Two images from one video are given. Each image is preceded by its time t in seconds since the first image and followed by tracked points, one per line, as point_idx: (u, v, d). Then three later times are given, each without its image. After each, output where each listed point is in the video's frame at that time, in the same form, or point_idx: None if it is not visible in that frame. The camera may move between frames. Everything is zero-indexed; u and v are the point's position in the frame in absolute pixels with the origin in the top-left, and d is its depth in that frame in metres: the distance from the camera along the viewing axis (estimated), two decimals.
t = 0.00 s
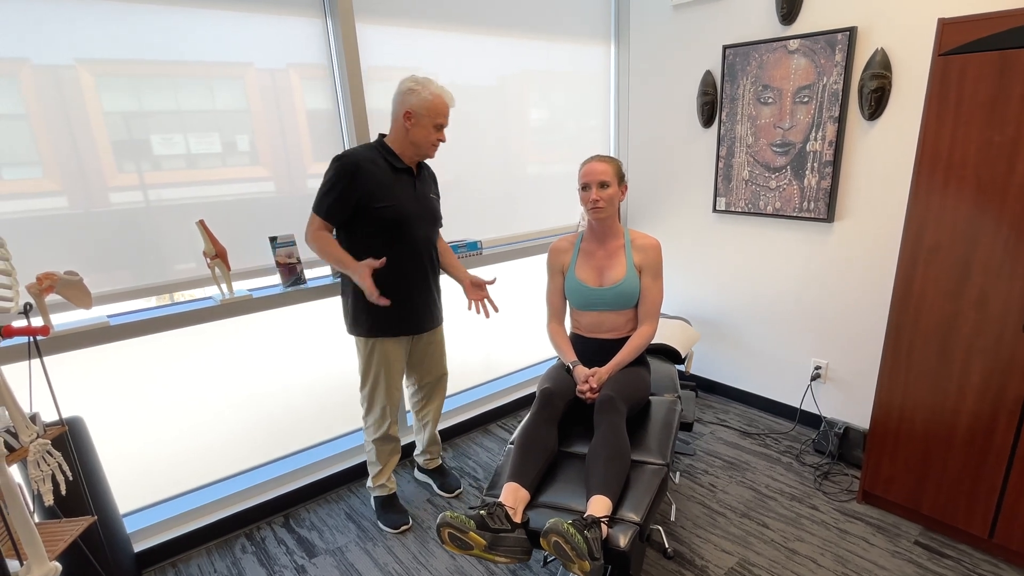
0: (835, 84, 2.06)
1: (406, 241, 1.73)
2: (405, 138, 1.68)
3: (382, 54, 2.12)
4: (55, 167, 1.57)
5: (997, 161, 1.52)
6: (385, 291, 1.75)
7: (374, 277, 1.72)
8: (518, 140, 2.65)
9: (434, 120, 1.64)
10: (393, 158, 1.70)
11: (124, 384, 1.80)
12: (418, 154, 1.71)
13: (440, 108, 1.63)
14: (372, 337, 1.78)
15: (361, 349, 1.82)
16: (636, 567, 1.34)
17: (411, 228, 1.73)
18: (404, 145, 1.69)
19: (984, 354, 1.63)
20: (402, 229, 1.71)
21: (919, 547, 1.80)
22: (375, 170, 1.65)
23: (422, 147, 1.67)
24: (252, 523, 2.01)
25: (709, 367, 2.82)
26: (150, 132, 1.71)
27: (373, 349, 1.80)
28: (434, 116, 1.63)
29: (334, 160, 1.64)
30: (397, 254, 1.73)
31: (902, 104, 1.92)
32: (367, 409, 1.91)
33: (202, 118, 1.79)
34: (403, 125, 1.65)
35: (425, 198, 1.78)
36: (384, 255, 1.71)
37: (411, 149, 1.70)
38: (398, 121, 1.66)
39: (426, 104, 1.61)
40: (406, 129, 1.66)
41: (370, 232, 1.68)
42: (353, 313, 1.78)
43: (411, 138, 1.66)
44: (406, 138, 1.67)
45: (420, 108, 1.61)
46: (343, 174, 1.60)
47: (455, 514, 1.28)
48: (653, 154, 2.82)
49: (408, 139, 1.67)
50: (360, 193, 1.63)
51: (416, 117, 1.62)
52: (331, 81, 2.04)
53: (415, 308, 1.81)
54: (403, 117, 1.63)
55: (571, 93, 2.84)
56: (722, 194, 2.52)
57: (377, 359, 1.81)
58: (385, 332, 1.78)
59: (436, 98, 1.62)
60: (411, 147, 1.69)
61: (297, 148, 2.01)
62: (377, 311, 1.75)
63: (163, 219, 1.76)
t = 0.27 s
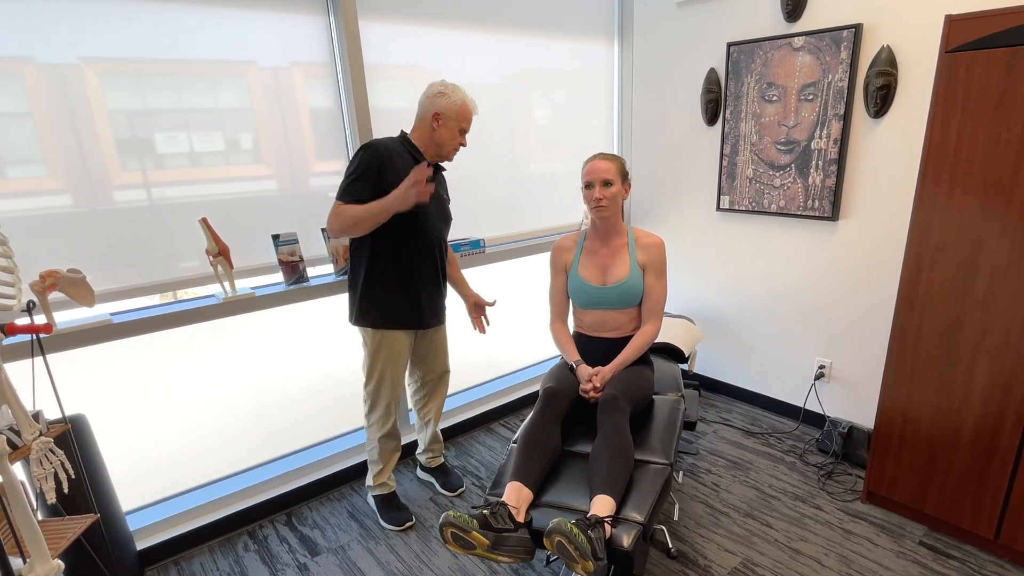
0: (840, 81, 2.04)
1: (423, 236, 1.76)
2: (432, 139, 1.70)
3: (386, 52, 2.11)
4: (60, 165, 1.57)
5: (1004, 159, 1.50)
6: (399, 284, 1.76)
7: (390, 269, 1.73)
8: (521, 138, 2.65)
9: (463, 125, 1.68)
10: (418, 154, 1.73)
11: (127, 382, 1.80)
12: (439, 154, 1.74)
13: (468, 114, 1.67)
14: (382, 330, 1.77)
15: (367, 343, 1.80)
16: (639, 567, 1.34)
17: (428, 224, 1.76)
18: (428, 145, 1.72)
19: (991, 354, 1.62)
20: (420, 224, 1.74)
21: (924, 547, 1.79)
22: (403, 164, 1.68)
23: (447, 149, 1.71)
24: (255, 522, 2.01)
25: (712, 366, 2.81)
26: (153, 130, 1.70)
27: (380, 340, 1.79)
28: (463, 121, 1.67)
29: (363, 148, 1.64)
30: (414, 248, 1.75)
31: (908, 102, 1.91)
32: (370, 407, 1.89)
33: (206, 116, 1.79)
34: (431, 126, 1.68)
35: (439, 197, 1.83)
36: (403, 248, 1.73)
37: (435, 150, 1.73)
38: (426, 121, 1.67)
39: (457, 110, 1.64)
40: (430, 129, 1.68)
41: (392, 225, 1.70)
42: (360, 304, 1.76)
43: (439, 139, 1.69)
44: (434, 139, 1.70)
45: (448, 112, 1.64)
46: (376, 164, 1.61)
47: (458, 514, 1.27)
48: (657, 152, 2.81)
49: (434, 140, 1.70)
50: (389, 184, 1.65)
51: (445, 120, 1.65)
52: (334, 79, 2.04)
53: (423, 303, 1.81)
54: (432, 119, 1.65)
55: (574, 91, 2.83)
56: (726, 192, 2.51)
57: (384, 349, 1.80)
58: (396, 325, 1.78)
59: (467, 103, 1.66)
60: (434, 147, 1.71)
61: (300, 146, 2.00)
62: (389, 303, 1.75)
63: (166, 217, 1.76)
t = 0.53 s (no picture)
0: (849, 77, 2.03)
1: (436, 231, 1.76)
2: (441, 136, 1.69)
3: (391, 50, 2.11)
4: (67, 163, 1.57)
5: (1017, 155, 1.49)
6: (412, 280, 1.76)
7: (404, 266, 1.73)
8: (526, 136, 2.64)
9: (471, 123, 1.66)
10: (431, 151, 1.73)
11: (134, 379, 1.80)
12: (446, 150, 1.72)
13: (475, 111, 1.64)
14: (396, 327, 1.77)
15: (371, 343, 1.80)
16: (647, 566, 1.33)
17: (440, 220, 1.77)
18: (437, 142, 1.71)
19: (1003, 353, 1.60)
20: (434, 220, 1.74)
21: (934, 548, 1.77)
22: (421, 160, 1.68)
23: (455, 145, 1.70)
24: (261, 519, 2.01)
25: (718, 364, 2.80)
26: (160, 127, 1.70)
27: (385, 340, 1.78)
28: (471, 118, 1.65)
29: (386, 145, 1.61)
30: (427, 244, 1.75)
31: (919, 98, 1.89)
32: (369, 407, 1.86)
33: (212, 113, 1.79)
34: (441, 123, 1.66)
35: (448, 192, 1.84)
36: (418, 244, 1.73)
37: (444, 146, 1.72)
38: (435, 117, 1.66)
39: (464, 108, 1.62)
40: (439, 126, 1.67)
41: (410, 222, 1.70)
42: (365, 298, 1.76)
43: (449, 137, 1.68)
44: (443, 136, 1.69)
45: (457, 109, 1.62)
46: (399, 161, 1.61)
47: (464, 512, 1.27)
48: (663, 149, 2.79)
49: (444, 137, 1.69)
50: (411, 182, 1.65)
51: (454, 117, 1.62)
52: (340, 77, 2.04)
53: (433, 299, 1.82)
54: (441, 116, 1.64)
55: (580, 89, 2.82)
56: (733, 189, 2.50)
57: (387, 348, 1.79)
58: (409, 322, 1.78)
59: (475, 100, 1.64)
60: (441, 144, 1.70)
61: (306, 144, 2.00)
62: (403, 300, 1.75)
63: (173, 214, 1.76)
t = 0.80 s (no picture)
0: (859, 75, 2.00)
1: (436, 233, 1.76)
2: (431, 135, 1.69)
3: (398, 48, 2.10)
4: (75, 162, 1.57)
5: None
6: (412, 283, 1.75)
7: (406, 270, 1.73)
8: (532, 135, 2.62)
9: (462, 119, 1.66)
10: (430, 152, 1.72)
11: (140, 379, 1.81)
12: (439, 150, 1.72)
13: (466, 109, 1.66)
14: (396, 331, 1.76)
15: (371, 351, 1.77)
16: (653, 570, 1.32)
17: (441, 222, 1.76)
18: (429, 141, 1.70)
19: (1015, 355, 1.57)
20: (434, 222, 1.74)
21: (944, 552, 1.75)
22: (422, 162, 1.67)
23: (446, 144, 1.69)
24: (266, 518, 2.01)
25: (725, 365, 2.78)
26: (167, 126, 1.70)
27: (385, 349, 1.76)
28: (462, 114, 1.66)
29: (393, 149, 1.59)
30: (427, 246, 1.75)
31: (930, 96, 1.86)
32: (364, 414, 1.84)
33: (219, 112, 1.78)
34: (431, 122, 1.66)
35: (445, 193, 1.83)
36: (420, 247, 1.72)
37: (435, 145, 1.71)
38: (426, 117, 1.66)
39: (455, 105, 1.63)
40: (431, 125, 1.67)
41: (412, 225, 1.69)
42: (364, 304, 1.73)
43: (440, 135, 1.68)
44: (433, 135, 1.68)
45: (449, 108, 1.63)
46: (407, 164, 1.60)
47: (469, 515, 1.26)
48: (670, 148, 2.77)
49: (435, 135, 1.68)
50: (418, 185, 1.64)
51: (445, 114, 1.63)
52: (346, 75, 2.03)
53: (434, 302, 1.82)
54: (432, 114, 1.64)
55: (586, 87, 2.80)
56: (741, 188, 2.48)
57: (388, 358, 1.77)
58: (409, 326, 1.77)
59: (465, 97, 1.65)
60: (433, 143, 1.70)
61: (313, 143, 2.00)
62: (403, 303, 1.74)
63: (180, 213, 1.76)
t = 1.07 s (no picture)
0: (868, 75, 1.97)
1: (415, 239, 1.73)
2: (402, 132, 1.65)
3: (404, 47, 2.09)
4: (83, 161, 1.57)
5: None
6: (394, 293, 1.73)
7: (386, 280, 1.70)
8: (537, 134, 2.61)
9: (431, 114, 1.64)
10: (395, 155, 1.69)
11: (144, 380, 1.80)
12: (410, 147, 1.68)
13: (434, 103, 1.63)
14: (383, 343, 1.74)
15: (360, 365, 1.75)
16: None
17: (419, 227, 1.74)
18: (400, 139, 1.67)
19: None
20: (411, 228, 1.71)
21: (953, 559, 1.72)
22: (387, 167, 1.64)
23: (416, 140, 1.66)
24: (268, 520, 2.01)
25: (731, 367, 2.75)
26: (174, 125, 1.70)
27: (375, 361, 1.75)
28: (430, 109, 1.63)
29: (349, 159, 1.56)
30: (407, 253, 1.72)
31: (940, 96, 1.83)
32: (356, 424, 1.82)
33: (225, 111, 1.78)
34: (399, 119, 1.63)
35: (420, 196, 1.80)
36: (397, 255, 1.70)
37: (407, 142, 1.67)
38: (392, 115, 1.63)
39: (422, 101, 1.60)
40: (398, 125, 1.64)
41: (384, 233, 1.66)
42: (348, 321, 1.71)
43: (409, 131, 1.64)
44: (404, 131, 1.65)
45: (415, 103, 1.60)
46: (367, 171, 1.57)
47: (470, 522, 1.25)
48: (677, 147, 2.75)
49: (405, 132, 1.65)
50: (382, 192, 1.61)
51: (411, 110, 1.60)
52: (351, 74, 2.02)
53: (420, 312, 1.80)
54: (399, 112, 1.61)
55: (593, 85, 2.78)
56: (747, 188, 2.45)
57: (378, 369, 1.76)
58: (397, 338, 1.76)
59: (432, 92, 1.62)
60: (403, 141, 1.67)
61: (318, 142, 1.99)
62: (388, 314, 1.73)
63: (187, 212, 1.75)
